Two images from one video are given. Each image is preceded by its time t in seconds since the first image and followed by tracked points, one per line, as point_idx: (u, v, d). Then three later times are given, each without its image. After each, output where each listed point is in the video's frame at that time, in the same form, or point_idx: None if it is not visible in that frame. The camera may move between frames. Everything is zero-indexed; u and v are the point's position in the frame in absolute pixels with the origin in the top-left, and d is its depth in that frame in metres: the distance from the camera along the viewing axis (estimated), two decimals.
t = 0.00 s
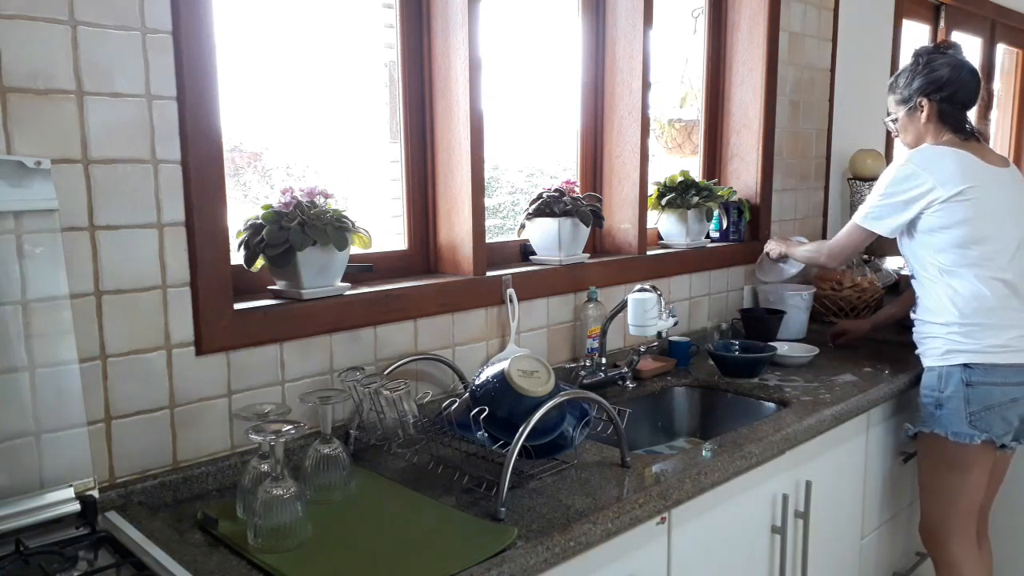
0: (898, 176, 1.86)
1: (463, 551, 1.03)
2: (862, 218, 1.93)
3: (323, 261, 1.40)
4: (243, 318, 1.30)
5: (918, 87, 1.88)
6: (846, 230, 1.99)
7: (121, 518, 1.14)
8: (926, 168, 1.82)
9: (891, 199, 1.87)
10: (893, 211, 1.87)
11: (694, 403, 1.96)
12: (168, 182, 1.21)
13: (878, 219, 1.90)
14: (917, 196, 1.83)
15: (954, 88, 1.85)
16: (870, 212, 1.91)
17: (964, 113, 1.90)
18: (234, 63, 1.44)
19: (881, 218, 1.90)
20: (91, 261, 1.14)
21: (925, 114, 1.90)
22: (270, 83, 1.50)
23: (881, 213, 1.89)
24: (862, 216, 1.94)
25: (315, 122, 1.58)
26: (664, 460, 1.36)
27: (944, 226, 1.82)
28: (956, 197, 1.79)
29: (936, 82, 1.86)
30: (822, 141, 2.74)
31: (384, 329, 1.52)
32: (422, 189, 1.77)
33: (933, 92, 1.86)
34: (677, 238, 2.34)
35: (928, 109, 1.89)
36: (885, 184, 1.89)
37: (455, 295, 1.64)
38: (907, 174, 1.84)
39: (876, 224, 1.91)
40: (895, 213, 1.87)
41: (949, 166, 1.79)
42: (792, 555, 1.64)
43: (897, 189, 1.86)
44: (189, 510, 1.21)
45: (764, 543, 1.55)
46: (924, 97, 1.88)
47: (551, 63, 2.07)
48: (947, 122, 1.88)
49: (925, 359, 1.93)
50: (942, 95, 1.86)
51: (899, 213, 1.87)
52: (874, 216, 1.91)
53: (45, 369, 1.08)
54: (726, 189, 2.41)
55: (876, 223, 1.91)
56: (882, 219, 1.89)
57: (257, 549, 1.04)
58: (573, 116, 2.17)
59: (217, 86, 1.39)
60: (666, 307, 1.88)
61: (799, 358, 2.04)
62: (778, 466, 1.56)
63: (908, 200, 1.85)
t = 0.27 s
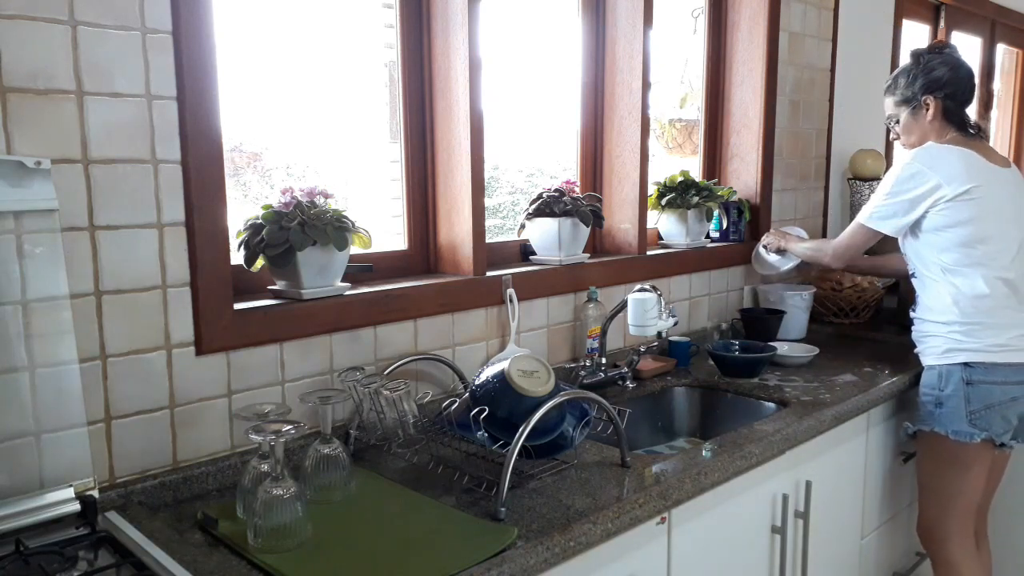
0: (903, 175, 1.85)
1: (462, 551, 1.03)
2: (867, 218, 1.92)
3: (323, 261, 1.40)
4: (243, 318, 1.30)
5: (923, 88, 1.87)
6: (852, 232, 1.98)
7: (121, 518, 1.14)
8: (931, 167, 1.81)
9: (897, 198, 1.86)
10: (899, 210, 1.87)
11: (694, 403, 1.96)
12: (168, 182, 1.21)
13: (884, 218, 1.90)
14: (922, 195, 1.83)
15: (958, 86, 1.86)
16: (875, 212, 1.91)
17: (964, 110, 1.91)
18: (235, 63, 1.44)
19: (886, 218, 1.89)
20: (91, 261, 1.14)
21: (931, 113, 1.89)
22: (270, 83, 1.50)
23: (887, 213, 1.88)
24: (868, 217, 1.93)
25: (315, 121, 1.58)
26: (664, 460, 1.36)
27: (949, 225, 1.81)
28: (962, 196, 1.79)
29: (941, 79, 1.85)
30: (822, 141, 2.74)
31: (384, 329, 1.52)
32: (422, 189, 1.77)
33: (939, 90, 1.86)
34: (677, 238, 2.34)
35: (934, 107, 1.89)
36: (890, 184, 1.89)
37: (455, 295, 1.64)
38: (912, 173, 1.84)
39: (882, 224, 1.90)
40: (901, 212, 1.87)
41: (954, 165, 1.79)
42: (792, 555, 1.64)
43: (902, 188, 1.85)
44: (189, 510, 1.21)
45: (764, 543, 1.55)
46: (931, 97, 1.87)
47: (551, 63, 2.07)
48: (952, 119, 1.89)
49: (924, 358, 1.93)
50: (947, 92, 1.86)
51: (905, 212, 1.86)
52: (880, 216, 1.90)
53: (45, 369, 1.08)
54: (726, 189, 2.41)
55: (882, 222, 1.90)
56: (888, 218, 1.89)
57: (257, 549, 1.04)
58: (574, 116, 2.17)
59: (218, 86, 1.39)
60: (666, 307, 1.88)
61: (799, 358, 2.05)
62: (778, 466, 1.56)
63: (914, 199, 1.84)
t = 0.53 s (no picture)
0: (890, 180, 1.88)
1: (462, 551, 1.03)
2: (862, 221, 1.96)
3: (323, 261, 1.40)
4: (243, 318, 1.30)
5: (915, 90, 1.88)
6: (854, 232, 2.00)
7: (121, 518, 1.14)
8: (918, 171, 1.82)
9: (887, 202, 1.89)
10: (889, 214, 1.89)
11: (694, 403, 1.96)
12: (168, 182, 1.21)
13: (876, 222, 1.93)
14: (911, 199, 1.84)
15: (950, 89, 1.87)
16: (869, 215, 1.94)
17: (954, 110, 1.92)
18: (235, 63, 1.44)
19: (878, 221, 1.92)
20: (91, 261, 1.14)
21: (923, 114, 1.90)
22: (270, 83, 1.50)
23: (878, 217, 1.91)
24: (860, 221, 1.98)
25: (315, 122, 1.58)
26: (664, 460, 1.36)
27: (939, 227, 1.82)
28: (949, 199, 1.79)
29: (932, 81, 1.86)
30: (822, 141, 2.74)
31: (384, 329, 1.52)
32: (422, 189, 1.77)
33: (930, 91, 1.87)
34: (677, 238, 2.34)
35: (925, 109, 1.89)
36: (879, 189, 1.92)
37: (455, 295, 1.64)
38: (900, 177, 1.86)
39: (874, 227, 1.93)
40: (891, 216, 1.89)
41: (942, 167, 1.79)
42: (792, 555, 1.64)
43: (892, 193, 1.87)
44: (189, 509, 1.21)
45: (764, 543, 1.55)
46: (924, 100, 1.88)
47: (551, 63, 2.07)
48: (944, 121, 1.90)
49: (920, 358, 1.93)
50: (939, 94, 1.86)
51: (895, 216, 1.88)
52: (873, 219, 1.93)
53: (45, 369, 1.08)
54: (726, 189, 2.41)
55: (874, 226, 1.93)
56: (876, 223, 1.93)
57: (257, 549, 1.04)
58: (573, 116, 2.17)
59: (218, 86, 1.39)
60: (666, 307, 1.88)
61: (799, 358, 2.05)
62: (778, 465, 1.56)
63: (902, 204, 1.86)
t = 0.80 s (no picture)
0: (887, 180, 1.88)
1: (462, 551, 1.03)
2: (855, 224, 1.96)
3: (323, 261, 1.40)
4: (243, 318, 1.30)
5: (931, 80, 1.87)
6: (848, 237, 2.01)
7: (121, 518, 1.14)
8: (915, 172, 1.82)
9: (882, 203, 1.88)
10: (885, 215, 1.89)
11: (694, 403, 1.95)
12: (168, 182, 1.21)
13: (871, 223, 1.92)
14: (910, 200, 1.83)
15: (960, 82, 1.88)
16: (863, 218, 1.94)
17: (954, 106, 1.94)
18: (235, 63, 1.44)
19: (874, 223, 1.92)
20: (91, 261, 1.15)
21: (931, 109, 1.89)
22: (270, 83, 1.50)
23: (874, 218, 1.91)
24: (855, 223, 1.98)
25: (315, 121, 1.58)
26: (664, 459, 1.36)
27: (935, 230, 1.82)
28: (946, 201, 1.79)
29: (940, 77, 1.87)
30: (822, 141, 2.74)
31: (384, 329, 1.52)
32: (421, 189, 1.77)
33: (938, 86, 1.87)
34: (677, 238, 2.34)
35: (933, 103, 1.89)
36: (874, 190, 1.92)
37: (455, 295, 1.64)
38: (896, 178, 1.85)
39: (869, 229, 1.93)
40: (887, 218, 1.89)
41: (940, 169, 1.79)
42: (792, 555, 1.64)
43: (888, 192, 1.87)
44: (189, 510, 1.21)
45: (765, 543, 1.55)
46: (935, 91, 1.87)
47: (551, 63, 2.07)
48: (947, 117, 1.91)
49: (916, 364, 1.93)
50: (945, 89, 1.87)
51: (891, 217, 1.88)
52: (868, 221, 1.93)
53: (45, 369, 1.08)
54: (726, 189, 2.41)
55: (869, 228, 1.93)
56: (873, 223, 1.92)
57: (257, 549, 1.04)
58: (573, 116, 2.17)
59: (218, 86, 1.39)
60: (666, 307, 1.88)
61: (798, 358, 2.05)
62: (778, 466, 1.56)
63: (898, 204, 1.86)
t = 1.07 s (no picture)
0: (884, 196, 1.54)
1: (462, 551, 1.03)
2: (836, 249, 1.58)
3: (323, 261, 1.40)
4: (243, 318, 1.30)
5: (912, 82, 1.60)
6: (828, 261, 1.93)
7: (120, 518, 1.14)
8: (908, 184, 1.52)
9: (868, 223, 1.54)
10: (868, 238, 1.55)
11: (694, 403, 1.95)
12: (168, 182, 1.21)
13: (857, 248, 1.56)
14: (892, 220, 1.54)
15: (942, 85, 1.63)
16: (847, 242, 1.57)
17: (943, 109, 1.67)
18: (235, 63, 1.44)
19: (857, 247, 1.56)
20: (91, 261, 1.14)
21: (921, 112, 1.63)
22: (269, 83, 1.50)
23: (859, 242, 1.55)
24: (840, 246, 1.57)
25: (315, 121, 1.58)
26: (664, 459, 1.36)
27: (930, 251, 1.54)
28: (943, 220, 1.51)
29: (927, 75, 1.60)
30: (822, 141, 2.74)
31: (384, 329, 1.52)
32: (422, 189, 1.77)
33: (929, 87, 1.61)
34: (677, 239, 2.34)
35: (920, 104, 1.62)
36: (870, 207, 1.55)
37: (455, 295, 1.64)
38: (888, 192, 1.53)
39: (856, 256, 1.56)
40: (870, 241, 1.55)
41: (934, 180, 1.51)
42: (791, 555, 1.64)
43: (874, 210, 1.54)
44: (189, 510, 1.21)
45: (764, 543, 1.55)
46: (921, 90, 1.61)
47: (551, 64, 2.07)
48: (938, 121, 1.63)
49: (906, 398, 1.66)
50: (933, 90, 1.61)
51: (873, 239, 1.55)
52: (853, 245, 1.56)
53: (45, 369, 1.08)
54: (725, 189, 2.41)
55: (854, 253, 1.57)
56: (861, 251, 1.56)
57: (257, 549, 1.04)
58: (574, 116, 2.17)
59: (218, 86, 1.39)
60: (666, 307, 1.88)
61: (798, 359, 2.04)
62: (778, 466, 1.56)
63: (891, 222, 1.54)
